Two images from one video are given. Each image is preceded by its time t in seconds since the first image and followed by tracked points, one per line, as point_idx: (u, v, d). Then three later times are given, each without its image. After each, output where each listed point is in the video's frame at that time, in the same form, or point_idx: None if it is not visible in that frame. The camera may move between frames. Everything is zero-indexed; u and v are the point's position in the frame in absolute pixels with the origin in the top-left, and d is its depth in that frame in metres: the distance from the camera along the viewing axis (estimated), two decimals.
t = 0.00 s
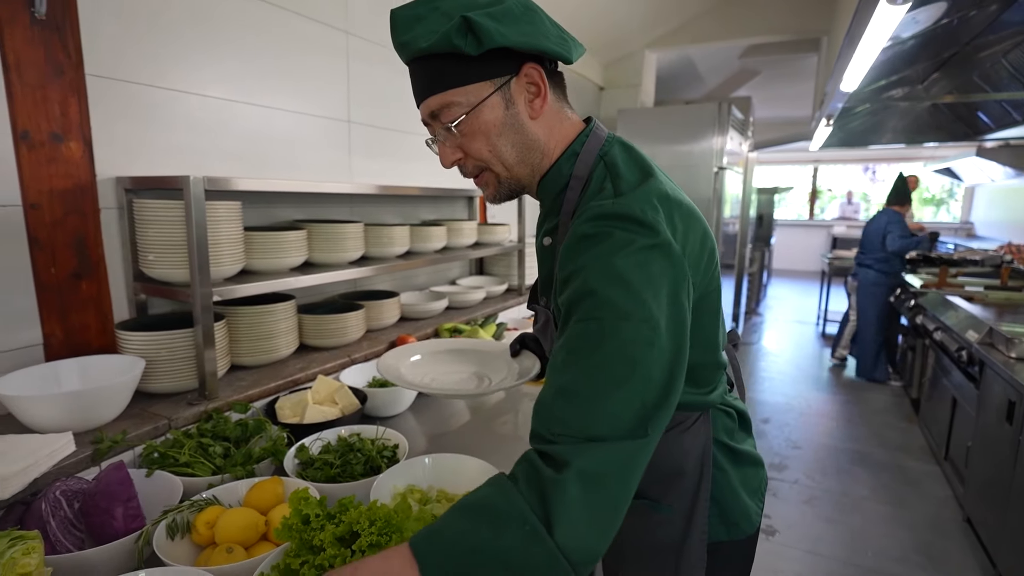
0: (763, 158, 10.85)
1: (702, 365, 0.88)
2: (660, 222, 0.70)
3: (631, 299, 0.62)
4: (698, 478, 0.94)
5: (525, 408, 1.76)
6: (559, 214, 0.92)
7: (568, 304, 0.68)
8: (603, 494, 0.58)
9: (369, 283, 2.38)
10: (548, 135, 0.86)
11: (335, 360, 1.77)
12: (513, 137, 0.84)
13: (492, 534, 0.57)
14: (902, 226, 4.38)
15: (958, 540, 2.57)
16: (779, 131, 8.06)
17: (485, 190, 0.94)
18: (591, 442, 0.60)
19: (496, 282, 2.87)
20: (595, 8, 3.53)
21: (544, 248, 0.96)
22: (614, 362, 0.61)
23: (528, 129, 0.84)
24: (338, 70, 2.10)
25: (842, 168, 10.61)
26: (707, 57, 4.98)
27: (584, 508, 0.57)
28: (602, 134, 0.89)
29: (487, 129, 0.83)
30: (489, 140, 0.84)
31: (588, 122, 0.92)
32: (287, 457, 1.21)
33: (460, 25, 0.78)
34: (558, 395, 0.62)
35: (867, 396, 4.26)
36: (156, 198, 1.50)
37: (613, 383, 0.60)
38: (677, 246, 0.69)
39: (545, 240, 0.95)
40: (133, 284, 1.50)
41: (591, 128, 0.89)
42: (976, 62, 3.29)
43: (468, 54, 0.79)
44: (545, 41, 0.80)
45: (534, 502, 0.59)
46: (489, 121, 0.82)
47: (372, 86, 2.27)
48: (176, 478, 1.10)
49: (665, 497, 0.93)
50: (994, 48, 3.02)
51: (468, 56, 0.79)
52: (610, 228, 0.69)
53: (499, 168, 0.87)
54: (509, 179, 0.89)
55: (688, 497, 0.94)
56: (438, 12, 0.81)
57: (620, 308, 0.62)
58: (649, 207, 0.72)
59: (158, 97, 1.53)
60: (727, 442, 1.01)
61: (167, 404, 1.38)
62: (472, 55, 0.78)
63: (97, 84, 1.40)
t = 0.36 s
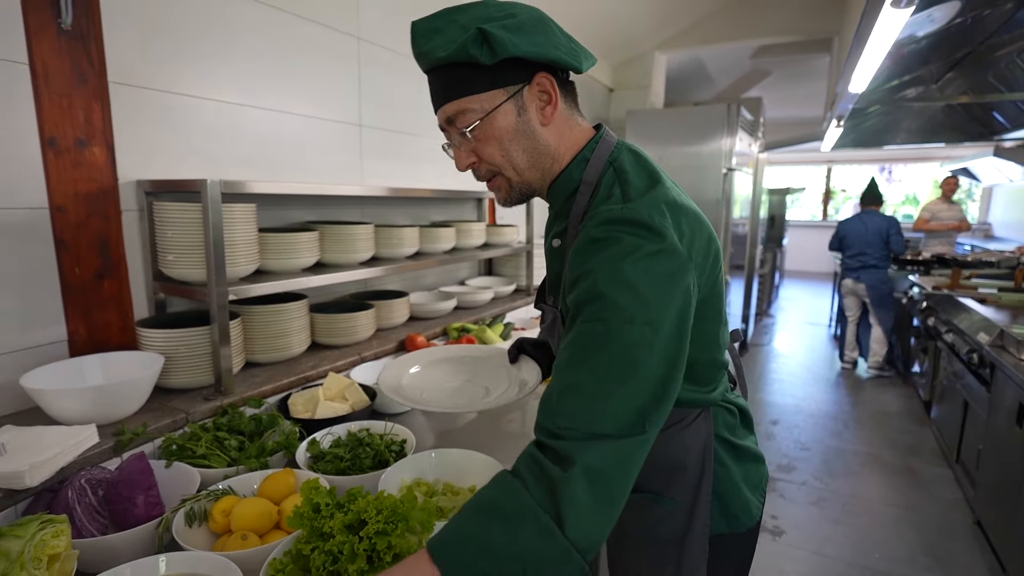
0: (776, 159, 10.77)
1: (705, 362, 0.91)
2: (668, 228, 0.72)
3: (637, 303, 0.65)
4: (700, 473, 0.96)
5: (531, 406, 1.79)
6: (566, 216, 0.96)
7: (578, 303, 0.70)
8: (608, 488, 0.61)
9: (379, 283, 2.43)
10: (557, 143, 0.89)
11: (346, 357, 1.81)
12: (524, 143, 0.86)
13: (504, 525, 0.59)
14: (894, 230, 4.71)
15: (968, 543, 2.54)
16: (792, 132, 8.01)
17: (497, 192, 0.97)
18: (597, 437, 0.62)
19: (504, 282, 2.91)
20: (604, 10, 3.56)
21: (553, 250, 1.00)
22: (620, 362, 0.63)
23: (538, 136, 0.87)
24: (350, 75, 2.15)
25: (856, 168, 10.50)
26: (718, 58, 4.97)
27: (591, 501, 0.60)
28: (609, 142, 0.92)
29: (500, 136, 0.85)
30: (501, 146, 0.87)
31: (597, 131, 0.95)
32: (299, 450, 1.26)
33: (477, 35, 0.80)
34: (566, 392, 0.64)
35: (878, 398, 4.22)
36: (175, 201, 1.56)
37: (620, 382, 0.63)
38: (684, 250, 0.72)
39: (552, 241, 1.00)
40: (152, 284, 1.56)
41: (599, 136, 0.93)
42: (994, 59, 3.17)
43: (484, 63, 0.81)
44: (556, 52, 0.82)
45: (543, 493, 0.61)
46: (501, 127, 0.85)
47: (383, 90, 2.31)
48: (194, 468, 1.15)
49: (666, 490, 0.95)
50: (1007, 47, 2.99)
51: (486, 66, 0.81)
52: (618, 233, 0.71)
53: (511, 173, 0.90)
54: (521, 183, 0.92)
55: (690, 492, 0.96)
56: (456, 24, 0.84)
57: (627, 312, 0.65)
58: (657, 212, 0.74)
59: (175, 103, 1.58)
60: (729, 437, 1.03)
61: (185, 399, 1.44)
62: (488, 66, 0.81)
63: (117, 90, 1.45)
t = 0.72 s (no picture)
0: (787, 159, 10.69)
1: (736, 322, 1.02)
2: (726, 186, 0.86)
3: (710, 235, 0.78)
4: (716, 442, 1.02)
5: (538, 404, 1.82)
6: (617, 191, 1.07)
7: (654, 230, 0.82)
8: (685, 375, 0.72)
9: (390, 282, 2.47)
10: (608, 128, 1.02)
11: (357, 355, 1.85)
12: (581, 126, 0.99)
13: (606, 380, 0.69)
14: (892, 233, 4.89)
15: (979, 545, 2.51)
16: (803, 132, 7.96)
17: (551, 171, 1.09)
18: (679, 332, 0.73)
19: (513, 283, 2.94)
20: (613, 11, 3.57)
21: (600, 221, 1.08)
22: (699, 276, 0.75)
23: (592, 120, 0.99)
24: (362, 79, 2.19)
25: (869, 168, 10.40)
26: (727, 59, 4.97)
27: (675, 380, 0.71)
28: (654, 134, 1.06)
29: (561, 118, 0.97)
30: (560, 127, 0.99)
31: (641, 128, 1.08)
32: (313, 444, 1.30)
33: (544, 33, 0.93)
34: (653, 290, 0.75)
35: (889, 400, 4.19)
36: (194, 202, 1.61)
37: (697, 293, 0.75)
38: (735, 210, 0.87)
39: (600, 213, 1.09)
40: (172, 282, 1.61)
41: (643, 131, 1.05)
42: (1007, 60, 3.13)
43: (548, 56, 0.93)
44: (611, 47, 0.94)
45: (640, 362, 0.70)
46: (561, 111, 0.97)
47: (394, 93, 2.35)
48: (212, 460, 1.19)
49: (684, 461, 0.99)
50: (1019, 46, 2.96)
51: (550, 58, 0.93)
52: (690, 181, 0.85)
53: (566, 151, 1.02)
54: (574, 161, 1.04)
55: (705, 462, 1.00)
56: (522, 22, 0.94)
57: (704, 239, 0.77)
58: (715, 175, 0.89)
59: (194, 107, 1.63)
60: (741, 414, 1.11)
61: (203, 394, 1.48)
62: (553, 58, 0.93)
63: (138, 95, 1.49)
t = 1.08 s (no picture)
0: (797, 159, 10.60)
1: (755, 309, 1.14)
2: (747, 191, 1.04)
3: (729, 230, 0.96)
4: (731, 416, 1.19)
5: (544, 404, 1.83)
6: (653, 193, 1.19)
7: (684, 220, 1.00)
8: (695, 341, 0.92)
9: (397, 283, 2.49)
10: (644, 140, 1.14)
11: (364, 355, 1.87)
12: (620, 140, 1.12)
13: (626, 336, 0.93)
14: (891, 233, 5.05)
15: (990, 548, 2.47)
16: (813, 132, 7.88)
17: (593, 177, 1.23)
18: (693, 305, 0.92)
19: (519, 283, 2.95)
20: (620, 12, 3.57)
21: (637, 215, 1.19)
22: (714, 263, 0.94)
23: (630, 134, 1.12)
24: (370, 81, 2.22)
25: (881, 168, 10.28)
26: (736, 59, 4.94)
27: (683, 343, 0.91)
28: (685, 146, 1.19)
29: (603, 133, 1.11)
30: (601, 140, 1.12)
31: (672, 142, 1.21)
32: (320, 442, 1.32)
33: (589, 65, 1.06)
34: (675, 275, 0.94)
35: (900, 401, 4.14)
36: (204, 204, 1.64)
37: (711, 276, 0.94)
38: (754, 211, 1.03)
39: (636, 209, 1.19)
40: (182, 282, 1.64)
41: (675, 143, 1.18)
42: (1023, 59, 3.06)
43: (592, 83, 1.06)
44: (644, 74, 1.06)
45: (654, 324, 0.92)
46: (604, 127, 1.10)
47: (400, 95, 2.37)
48: (221, 458, 1.21)
49: (703, 431, 1.15)
50: None
51: (593, 85, 1.07)
52: (716, 182, 1.02)
53: (606, 161, 1.16)
54: (613, 169, 1.18)
55: (721, 433, 1.17)
56: (569, 55, 1.07)
57: (722, 232, 0.95)
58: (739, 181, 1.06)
59: (203, 109, 1.65)
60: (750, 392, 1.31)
61: (212, 392, 1.51)
62: (596, 85, 1.06)
63: (148, 97, 1.52)
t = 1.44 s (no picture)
0: (805, 159, 10.53)
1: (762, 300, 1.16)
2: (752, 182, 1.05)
3: (743, 220, 0.97)
4: (741, 400, 1.18)
5: (549, 404, 1.83)
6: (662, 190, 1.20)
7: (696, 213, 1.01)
8: (720, 328, 0.92)
9: (402, 283, 2.49)
10: (654, 140, 1.16)
11: (369, 354, 1.88)
12: (631, 139, 1.13)
13: (655, 327, 0.93)
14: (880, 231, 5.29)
15: (1001, 552, 2.42)
16: (821, 131, 7.83)
17: (604, 175, 1.24)
18: (715, 294, 0.93)
19: (524, 284, 2.95)
20: (625, 12, 3.56)
21: (645, 212, 1.19)
22: (733, 252, 0.94)
23: (641, 134, 1.13)
24: (374, 82, 2.22)
25: (890, 168, 10.20)
26: (743, 58, 4.91)
27: (709, 331, 0.92)
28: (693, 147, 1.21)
29: (615, 132, 1.12)
30: (613, 139, 1.13)
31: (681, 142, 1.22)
32: (323, 441, 1.32)
33: (605, 67, 1.07)
34: (696, 267, 0.95)
35: (909, 403, 4.10)
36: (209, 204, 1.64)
37: (730, 265, 0.94)
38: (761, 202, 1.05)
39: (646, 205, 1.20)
40: (188, 282, 1.65)
41: (682, 143, 1.20)
42: None
43: (607, 84, 1.08)
44: (657, 77, 1.08)
45: (680, 314, 0.93)
46: (616, 126, 1.11)
47: (405, 95, 2.37)
48: (225, 458, 1.21)
49: (714, 416, 1.14)
50: None
51: (609, 86, 1.08)
52: (723, 176, 1.03)
53: (617, 159, 1.17)
54: (623, 167, 1.18)
55: (731, 417, 1.16)
56: (586, 57, 1.09)
57: (736, 222, 0.96)
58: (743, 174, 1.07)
59: (208, 110, 1.66)
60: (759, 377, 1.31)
61: (217, 391, 1.52)
62: (612, 86, 1.08)
63: (153, 98, 1.53)
